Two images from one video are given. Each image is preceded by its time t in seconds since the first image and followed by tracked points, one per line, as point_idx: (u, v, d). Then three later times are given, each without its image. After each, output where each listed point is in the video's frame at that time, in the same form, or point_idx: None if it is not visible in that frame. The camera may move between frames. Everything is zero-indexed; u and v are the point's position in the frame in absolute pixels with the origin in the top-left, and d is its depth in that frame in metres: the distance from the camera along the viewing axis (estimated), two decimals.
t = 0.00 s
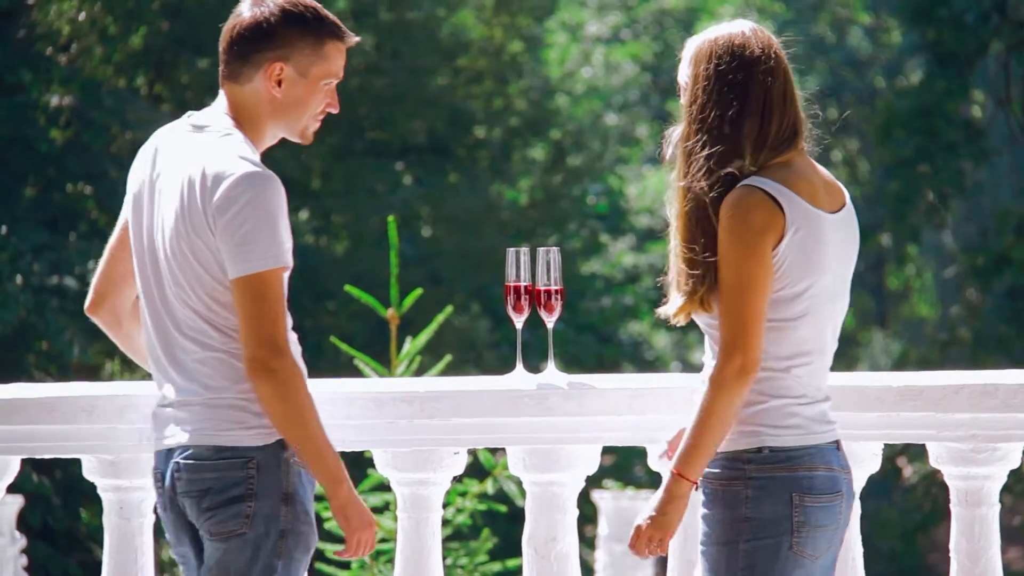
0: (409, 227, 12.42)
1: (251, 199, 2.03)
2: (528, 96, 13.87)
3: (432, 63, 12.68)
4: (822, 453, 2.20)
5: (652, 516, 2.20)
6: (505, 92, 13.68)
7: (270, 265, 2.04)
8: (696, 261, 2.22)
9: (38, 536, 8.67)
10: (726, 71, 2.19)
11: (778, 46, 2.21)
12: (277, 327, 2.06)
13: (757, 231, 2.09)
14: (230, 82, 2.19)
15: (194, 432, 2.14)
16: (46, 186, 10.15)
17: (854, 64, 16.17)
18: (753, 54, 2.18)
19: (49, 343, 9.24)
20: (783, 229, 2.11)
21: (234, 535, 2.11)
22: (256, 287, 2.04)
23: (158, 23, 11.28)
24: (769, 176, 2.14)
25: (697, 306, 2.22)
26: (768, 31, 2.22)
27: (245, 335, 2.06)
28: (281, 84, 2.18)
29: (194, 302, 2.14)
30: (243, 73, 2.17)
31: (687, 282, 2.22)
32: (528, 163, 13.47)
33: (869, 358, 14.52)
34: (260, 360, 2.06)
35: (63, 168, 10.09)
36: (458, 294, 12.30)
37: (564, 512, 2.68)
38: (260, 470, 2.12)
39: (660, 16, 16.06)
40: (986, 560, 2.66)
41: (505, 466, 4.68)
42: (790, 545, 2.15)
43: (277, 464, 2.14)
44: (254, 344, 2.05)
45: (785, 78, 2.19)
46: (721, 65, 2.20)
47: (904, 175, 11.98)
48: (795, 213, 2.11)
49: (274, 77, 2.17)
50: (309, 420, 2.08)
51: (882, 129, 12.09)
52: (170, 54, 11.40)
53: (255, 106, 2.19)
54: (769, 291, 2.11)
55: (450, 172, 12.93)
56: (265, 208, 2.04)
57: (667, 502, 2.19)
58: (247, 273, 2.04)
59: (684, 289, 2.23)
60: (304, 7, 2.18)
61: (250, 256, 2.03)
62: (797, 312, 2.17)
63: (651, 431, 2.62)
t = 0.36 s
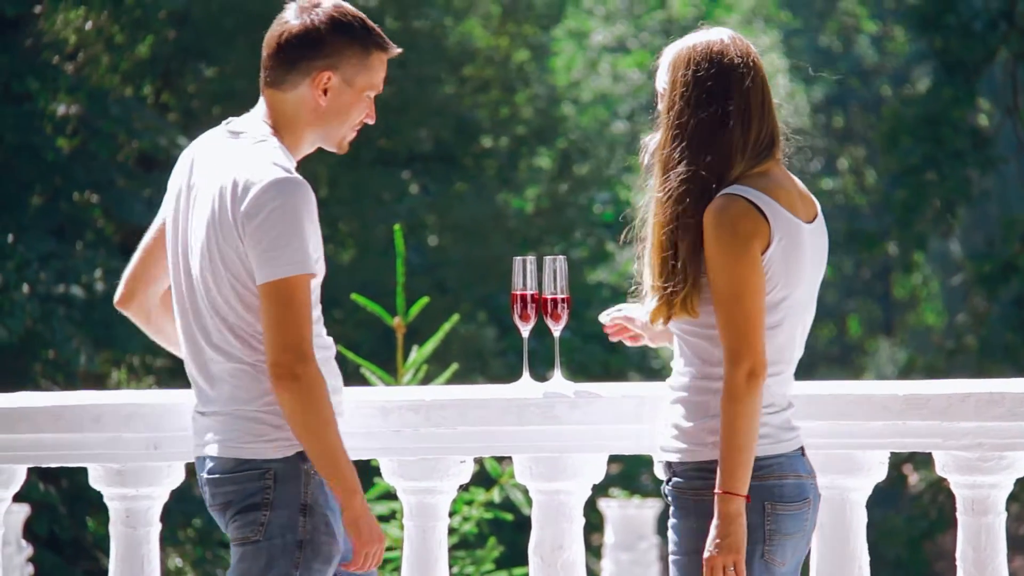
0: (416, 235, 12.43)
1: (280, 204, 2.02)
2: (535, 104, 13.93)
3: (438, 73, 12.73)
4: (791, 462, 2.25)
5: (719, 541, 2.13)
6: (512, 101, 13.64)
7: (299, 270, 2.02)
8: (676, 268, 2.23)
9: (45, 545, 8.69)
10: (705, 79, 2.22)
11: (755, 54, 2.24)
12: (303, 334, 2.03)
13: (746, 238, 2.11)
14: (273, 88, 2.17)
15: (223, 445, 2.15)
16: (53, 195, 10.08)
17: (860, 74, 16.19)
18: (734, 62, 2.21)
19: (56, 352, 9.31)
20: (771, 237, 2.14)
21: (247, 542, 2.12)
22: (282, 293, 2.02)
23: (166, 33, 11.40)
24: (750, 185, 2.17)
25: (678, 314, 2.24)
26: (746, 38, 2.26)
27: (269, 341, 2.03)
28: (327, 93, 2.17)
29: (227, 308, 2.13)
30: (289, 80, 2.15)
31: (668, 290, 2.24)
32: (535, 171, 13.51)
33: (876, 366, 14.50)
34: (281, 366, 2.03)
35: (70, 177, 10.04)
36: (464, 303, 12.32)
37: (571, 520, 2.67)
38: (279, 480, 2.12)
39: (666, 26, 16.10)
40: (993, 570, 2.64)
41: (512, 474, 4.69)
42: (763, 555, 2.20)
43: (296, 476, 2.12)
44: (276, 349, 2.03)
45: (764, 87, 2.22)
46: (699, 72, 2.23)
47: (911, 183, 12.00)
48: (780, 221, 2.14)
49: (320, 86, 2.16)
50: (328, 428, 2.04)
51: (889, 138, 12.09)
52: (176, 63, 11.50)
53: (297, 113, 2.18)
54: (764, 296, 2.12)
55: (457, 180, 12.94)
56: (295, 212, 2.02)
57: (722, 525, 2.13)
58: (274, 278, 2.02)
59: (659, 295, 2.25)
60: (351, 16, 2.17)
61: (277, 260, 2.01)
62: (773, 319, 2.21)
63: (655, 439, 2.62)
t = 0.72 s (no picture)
0: (419, 240, 12.42)
1: (265, 202, 2.05)
2: (538, 110, 13.97)
3: (440, 78, 12.75)
4: (782, 465, 2.26)
5: (670, 534, 2.14)
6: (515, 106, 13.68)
7: (279, 268, 2.04)
8: (671, 271, 2.23)
9: (47, 552, 8.69)
10: (695, 84, 2.23)
11: (745, 61, 2.26)
12: (279, 332, 2.04)
13: (742, 241, 2.12)
14: (289, 92, 2.21)
15: (244, 448, 2.22)
16: (56, 200, 10.08)
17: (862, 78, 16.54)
18: (725, 69, 2.23)
19: (59, 357, 9.32)
20: (770, 242, 2.15)
21: (261, 544, 2.18)
22: (261, 291, 2.04)
23: (169, 38, 11.41)
24: (745, 189, 2.18)
25: (670, 318, 2.24)
26: (738, 46, 2.28)
27: (247, 340, 2.05)
28: (348, 105, 2.23)
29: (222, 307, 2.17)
30: (313, 85, 2.19)
31: (661, 294, 2.24)
32: (537, 176, 13.52)
33: (878, 371, 14.52)
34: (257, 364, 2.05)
35: (73, 182, 10.02)
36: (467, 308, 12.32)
37: (573, 525, 2.67)
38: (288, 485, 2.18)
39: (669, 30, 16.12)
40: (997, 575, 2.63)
41: (514, 480, 4.71)
42: (755, 557, 2.20)
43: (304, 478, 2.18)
44: (252, 348, 2.04)
45: (755, 93, 2.25)
46: (692, 77, 2.23)
47: (915, 188, 12.02)
48: (776, 225, 2.15)
49: (342, 96, 2.22)
50: (299, 429, 2.06)
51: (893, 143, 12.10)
52: (179, 68, 11.50)
53: (310, 119, 2.22)
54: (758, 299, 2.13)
55: (460, 185, 12.94)
56: (276, 211, 2.05)
57: (675, 522, 2.14)
58: (255, 275, 2.04)
59: (649, 297, 2.26)
60: (378, 31, 2.25)
61: (260, 257, 2.04)
62: (768, 324, 2.22)
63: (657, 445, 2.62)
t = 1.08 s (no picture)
0: (417, 244, 12.39)
1: (248, 207, 2.08)
2: (537, 113, 14.01)
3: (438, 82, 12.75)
4: (777, 467, 2.27)
5: (678, 540, 2.15)
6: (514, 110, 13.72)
7: (261, 273, 2.06)
8: (665, 275, 2.23)
9: (45, 555, 8.67)
10: (685, 88, 2.23)
11: (735, 65, 2.27)
12: (265, 335, 2.06)
13: (738, 242, 2.12)
14: (282, 95, 2.23)
15: (241, 452, 2.23)
16: (55, 204, 10.08)
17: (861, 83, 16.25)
18: (713, 72, 2.23)
19: (56, 361, 9.31)
20: (764, 245, 2.15)
21: (257, 548, 2.19)
22: (243, 296, 2.06)
23: (168, 42, 11.40)
24: (740, 192, 2.19)
25: (664, 321, 2.25)
26: (727, 50, 2.28)
27: (231, 344, 2.07)
28: (342, 108, 2.24)
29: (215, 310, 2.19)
30: (306, 88, 2.21)
31: (653, 298, 2.25)
32: (535, 180, 13.51)
33: (876, 374, 14.54)
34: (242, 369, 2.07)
35: (71, 186, 9.99)
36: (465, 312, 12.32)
37: (571, 529, 2.67)
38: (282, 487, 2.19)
39: (668, 34, 16.14)
40: None
41: (512, 483, 4.73)
42: (754, 559, 2.21)
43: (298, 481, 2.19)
44: (236, 352, 2.06)
45: (745, 97, 2.25)
46: (681, 82, 2.24)
47: (916, 192, 12.03)
48: (771, 227, 2.16)
49: (336, 99, 2.23)
50: (286, 430, 2.07)
51: (893, 147, 12.08)
52: (178, 73, 11.49)
53: (303, 121, 2.24)
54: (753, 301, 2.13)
55: (458, 189, 12.92)
56: (258, 215, 2.07)
57: (684, 527, 2.15)
58: (238, 278, 2.06)
59: (643, 302, 2.26)
60: (370, 35, 2.27)
61: (244, 261, 2.06)
62: (763, 327, 2.23)
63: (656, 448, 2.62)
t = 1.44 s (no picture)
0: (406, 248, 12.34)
1: (224, 212, 2.08)
2: (525, 116, 14.05)
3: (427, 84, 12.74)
4: (763, 469, 2.28)
5: (677, 545, 2.15)
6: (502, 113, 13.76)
7: (241, 276, 2.06)
8: (651, 279, 2.24)
9: (33, 559, 8.63)
10: (672, 92, 2.24)
11: (722, 68, 2.28)
12: (243, 339, 2.07)
13: (727, 244, 2.13)
14: (260, 97, 2.24)
15: (225, 456, 2.24)
16: (42, 208, 10.07)
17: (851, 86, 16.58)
18: (698, 74, 2.24)
19: (44, 365, 9.28)
20: (750, 249, 2.16)
21: (237, 552, 2.21)
22: (223, 299, 2.07)
23: (156, 45, 11.38)
24: (728, 195, 2.19)
25: (651, 324, 2.26)
26: (713, 52, 2.29)
27: (212, 348, 2.08)
28: (320, 107, 2.25)
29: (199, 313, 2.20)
30: (283, 89, 2.22)
31: (638, 302, 2.26)
32: (525, 184, 13.53)
33: (864, 377, 14.58)
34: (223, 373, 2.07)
35: (59, 190, 9.98)
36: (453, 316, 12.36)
37: (559, 531, 2.68)
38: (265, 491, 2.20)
39: (658, 38, 16.20)
40: None
41: (500, 486, 4.75)
42: (740, 562, 2.22)
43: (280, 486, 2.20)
44: (216, 356, 2.07)
45: (730, 99, 2.26)
46: (667, 86, 2.25)
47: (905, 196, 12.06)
48: (759, 231, 2.17)
49: (314, 99, 2.24)
50: (264, 433, 2.07)
51: (884, 150, 12.10)
52: (166, 76, 11.47)
53: (283, 122, 2.25)
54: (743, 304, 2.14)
55: (447, 193, 12.91)
56: (238, 218, 2.08)
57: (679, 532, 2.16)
58: (218, 282, 2.07)
59: (628, 305, 2.27)
60: (348, 34, 2.27)
61: (224, 265, 2.06)
62: (748, 330, 2.24)
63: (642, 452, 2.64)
